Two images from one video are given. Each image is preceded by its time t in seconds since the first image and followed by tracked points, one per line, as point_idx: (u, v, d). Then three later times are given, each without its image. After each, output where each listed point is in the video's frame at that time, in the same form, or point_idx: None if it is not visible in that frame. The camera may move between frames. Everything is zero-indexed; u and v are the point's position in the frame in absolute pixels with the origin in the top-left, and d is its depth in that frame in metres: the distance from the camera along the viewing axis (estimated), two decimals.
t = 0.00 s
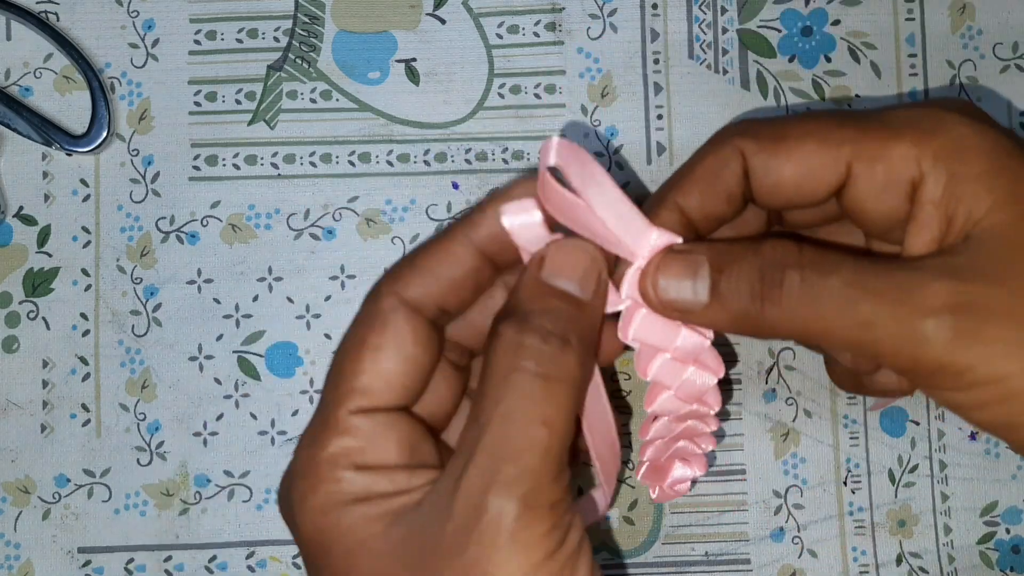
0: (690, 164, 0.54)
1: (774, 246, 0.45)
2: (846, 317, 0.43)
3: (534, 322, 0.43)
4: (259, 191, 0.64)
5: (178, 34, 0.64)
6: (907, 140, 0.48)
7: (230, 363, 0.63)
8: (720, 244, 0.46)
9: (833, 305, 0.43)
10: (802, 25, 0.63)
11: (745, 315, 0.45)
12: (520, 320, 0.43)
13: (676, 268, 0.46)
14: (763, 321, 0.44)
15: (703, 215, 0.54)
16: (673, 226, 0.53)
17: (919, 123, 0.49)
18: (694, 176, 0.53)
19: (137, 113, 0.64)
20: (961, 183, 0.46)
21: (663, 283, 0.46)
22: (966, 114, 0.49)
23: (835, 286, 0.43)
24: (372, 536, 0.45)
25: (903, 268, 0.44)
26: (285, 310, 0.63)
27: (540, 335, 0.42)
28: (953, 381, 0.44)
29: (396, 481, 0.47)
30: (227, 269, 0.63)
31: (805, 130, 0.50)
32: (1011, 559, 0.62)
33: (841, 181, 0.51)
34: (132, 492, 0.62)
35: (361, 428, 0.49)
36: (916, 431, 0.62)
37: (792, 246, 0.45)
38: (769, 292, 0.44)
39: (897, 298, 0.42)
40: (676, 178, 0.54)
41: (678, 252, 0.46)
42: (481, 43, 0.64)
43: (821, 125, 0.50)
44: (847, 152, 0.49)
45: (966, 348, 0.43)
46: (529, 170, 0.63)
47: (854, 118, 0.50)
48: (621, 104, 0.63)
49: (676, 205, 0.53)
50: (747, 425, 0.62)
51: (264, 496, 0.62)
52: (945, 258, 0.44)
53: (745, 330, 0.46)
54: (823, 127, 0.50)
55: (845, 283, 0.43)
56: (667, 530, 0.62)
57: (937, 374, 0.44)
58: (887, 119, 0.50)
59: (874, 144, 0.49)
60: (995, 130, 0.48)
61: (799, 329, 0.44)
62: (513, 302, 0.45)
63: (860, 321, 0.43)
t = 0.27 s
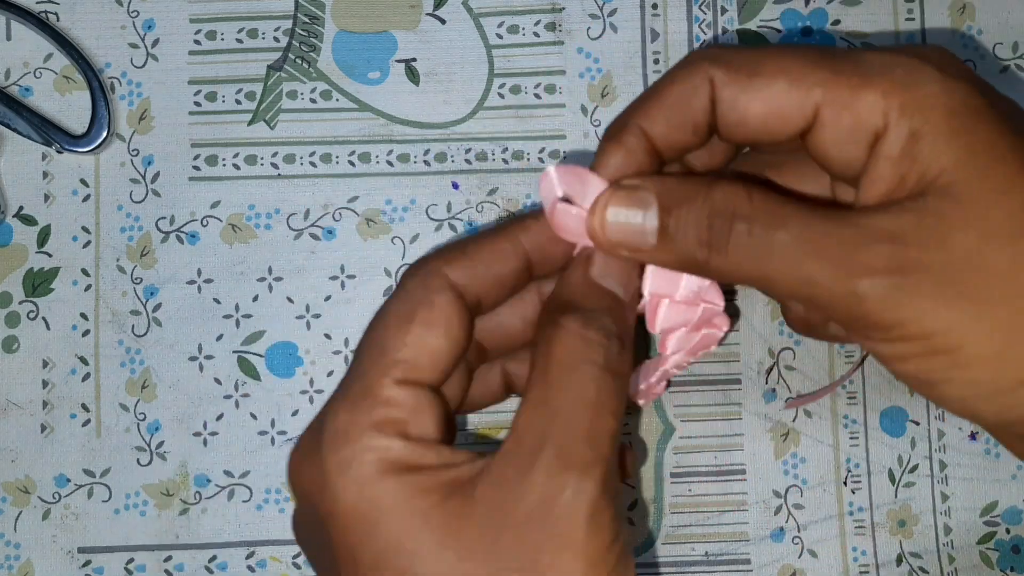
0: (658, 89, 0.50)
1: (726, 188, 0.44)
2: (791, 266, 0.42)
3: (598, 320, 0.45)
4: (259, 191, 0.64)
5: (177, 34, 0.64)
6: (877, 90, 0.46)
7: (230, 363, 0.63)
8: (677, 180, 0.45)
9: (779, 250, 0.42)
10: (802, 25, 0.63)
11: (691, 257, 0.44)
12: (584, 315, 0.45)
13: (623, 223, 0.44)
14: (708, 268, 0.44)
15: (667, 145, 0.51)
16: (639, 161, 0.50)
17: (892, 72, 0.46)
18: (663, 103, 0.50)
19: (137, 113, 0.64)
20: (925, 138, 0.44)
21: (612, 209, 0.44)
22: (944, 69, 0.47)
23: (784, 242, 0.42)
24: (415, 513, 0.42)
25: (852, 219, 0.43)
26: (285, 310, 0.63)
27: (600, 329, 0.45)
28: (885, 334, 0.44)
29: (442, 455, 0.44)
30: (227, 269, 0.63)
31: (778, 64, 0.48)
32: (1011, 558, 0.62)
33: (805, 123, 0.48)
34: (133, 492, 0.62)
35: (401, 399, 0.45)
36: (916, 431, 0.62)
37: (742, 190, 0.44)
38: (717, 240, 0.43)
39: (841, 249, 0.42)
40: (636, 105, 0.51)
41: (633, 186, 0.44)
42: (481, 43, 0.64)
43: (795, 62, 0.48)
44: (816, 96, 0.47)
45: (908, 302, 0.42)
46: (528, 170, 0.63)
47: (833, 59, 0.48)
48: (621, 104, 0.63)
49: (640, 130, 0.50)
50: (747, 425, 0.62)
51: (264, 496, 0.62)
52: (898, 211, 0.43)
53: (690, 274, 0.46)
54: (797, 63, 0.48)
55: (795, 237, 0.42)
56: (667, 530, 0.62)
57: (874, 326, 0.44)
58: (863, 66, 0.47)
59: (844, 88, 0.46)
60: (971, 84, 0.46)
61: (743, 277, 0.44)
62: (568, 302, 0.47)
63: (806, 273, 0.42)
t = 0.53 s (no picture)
0: (681, 101, 0.52)
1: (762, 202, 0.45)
2: (819, 280, 0.43)
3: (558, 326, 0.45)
4: (259, 191, 0.64)
5: (177, 34, 0.64)
6: (901, 96, 0.46)
7: (230, 363, 0.63)
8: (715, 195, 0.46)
9: (807, 263, 0.43)
10: (802, 25, 0.63)
11: (724, 269, 0.45)
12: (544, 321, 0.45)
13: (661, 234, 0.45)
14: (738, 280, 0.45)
15: (685, 155, 0.52)
16: (655, 175, 0.52)
17: (916, 76, 0.46)
18: (684, 115, 0.51)
19: (137, 114, 0.64)
20: (951, 145, 0.44)
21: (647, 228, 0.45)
22: (968, 72, 0.47)
23: (809, 255, 0.43)
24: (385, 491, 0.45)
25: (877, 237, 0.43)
26: (285, 310, 0.63)
27: (563, 340, 0.45)
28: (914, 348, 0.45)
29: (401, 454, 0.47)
30: (227, 269, 0.63)
31: (800, 74, 0.48)
32: (1011, 558, 0.62)
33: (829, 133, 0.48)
34: (133, 492, 0.62)
35: (396, 361, 0.49)
36: (916, 431, 0.62)
37: (774, 206, 0.45)
38: (749, 250, 0.44)
39: (869, 268, 0.43)
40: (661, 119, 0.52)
41: (667, 199, 0.46)
42: (481, 43, 0.64)
43: (813, 71, 0.48)
44: (839, 103, 0.47)
45: (934, 315, 0.43)
46: (528, 170, 0.63)
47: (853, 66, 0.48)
48: (621, 104, 0.63)
49: (660, 143, 0.52)
50: (747, 425, 0.62)
51: (264, 496, 0.62)
52: (918, 225, 0.44)
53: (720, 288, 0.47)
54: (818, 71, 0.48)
55: (821, 253, 0.43)
56: (667, 530, 0.62)
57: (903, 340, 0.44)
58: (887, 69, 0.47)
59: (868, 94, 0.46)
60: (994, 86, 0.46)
61: (772, 288, 0.45)
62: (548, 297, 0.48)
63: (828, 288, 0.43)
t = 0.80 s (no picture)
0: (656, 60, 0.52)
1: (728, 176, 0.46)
2: (813, 243, 0.42)
3: (525, 281, 0.41)
4: (259, 191, 0.64)
5: (177, 34, 0.64)
6: (876, 22, 0.45)
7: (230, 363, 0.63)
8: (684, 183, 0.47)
9: (794, 230, 0.43)
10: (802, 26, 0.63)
11: (706, 257, 0.46)
12: (510, 274, 0.41)
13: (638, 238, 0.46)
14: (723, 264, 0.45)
15: (675, 112, 0.52)
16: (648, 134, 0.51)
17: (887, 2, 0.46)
18: (662, 70, 0.51)
19: (137, 113, 0.64)
20: (929, 71, 0.44)
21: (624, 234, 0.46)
22: None
23: (794, 225, 0.43)
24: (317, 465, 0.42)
25: (852, 187, 0.43)
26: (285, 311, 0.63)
27: (525, 298, 0.40)
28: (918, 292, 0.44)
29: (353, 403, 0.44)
30: (227, 269, 0.63)
31: (768, 17, 0.48)
32: (1011, 558, 0.62)
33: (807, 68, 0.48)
34: (133, 492, 0.62)
35: (354, 284, 0.48)
36: (916, 431, 0.62)
37: (741, 184, 0.45)
38: (727, 236, 0.45)
39: (858, 224, 0.41)
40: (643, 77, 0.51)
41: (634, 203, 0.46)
42: (481, 44, 0.64)
43: (782, 8, 0.48)
44: (812, 34, 0.47)
45: (931, 254, 0.42)
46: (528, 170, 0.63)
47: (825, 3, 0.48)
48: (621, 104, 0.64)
49: (646, 102, 0.51)
50: (747, 425, 0.62)
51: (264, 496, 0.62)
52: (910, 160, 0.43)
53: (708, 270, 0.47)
54: (789, 11, 0.47)
55: (806, 216, 0.42)
56: (667, 530, 0.62)
57: (906, 283, 0.43)
58: None
59: (842, 23, 0.46)
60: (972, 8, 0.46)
61: (760, 266, 0.45)
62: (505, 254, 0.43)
63: (828, 249, 0.42)
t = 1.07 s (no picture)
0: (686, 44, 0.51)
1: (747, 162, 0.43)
2: (831, 252, 0.40)
3: (600, 366, 0.40)
4: (259, 191, 0.64)
5: (177, 34, 0.64)
6: (921, 22, 0.45)
7: (230, 363, 0.63)
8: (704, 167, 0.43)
9: (815, 237, 0.40)
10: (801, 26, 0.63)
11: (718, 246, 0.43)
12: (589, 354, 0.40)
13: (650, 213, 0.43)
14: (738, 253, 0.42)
15: (703, 95, 0.51)
16: (672, 117, 0.50)
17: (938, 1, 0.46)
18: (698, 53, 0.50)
19: (137, 113, 0.64)
20: (968, 76, 0.44)
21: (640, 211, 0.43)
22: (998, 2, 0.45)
23: (814, 231, 0.40)
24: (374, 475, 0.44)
25: (881, 195, 0.41)
26: (285, 311, 0.63)
27: (581, 391, 0.40)
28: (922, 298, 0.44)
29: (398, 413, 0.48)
30: (227, 269, 0.63)
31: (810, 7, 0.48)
32: (1011, 558, 0.62)
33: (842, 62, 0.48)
34: (132, 492, 0.62)
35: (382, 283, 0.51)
36: (916, 431, 0.62)
37: (758, 173, 0.41)
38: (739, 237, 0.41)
39: (879, 237, 0.40)
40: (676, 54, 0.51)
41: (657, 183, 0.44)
42: (481, 43, 0.64)
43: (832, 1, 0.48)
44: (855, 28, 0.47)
45: (935, 269, 0.41)
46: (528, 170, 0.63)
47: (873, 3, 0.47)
48: (621, 104, 0.63)
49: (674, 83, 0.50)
50: (747, 425, 0.62)
51: (264, 496, 0.62)
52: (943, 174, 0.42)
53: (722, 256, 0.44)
54: (833, 1, 0.48)
55: (827, 223, 0.40)
56: (667, 530, 0.62)
57: (909, 288, 0.43)
58: None
59: (886, 20, 0.46)
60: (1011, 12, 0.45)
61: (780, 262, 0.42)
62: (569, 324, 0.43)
63: (844, 256, 0.40)
